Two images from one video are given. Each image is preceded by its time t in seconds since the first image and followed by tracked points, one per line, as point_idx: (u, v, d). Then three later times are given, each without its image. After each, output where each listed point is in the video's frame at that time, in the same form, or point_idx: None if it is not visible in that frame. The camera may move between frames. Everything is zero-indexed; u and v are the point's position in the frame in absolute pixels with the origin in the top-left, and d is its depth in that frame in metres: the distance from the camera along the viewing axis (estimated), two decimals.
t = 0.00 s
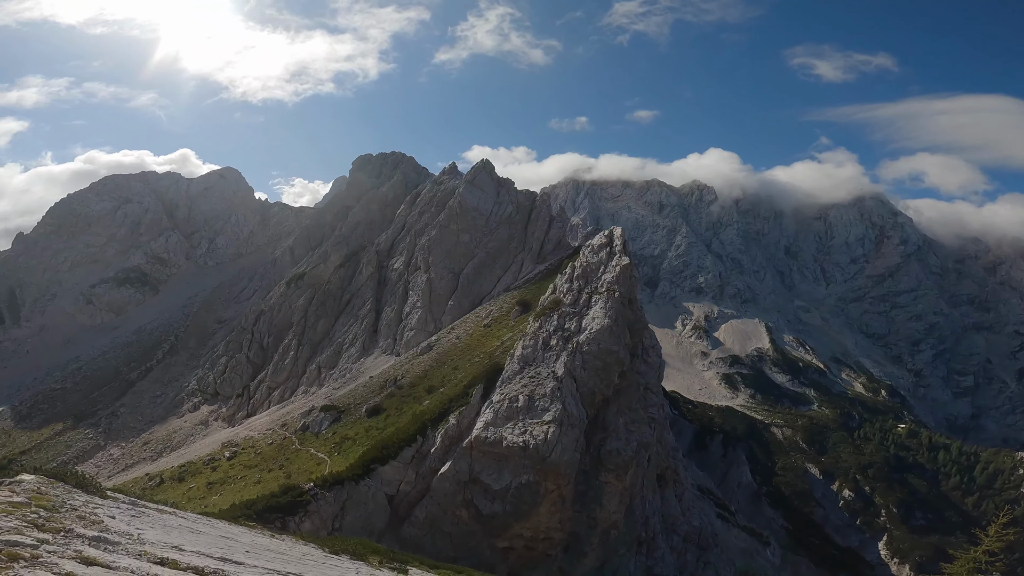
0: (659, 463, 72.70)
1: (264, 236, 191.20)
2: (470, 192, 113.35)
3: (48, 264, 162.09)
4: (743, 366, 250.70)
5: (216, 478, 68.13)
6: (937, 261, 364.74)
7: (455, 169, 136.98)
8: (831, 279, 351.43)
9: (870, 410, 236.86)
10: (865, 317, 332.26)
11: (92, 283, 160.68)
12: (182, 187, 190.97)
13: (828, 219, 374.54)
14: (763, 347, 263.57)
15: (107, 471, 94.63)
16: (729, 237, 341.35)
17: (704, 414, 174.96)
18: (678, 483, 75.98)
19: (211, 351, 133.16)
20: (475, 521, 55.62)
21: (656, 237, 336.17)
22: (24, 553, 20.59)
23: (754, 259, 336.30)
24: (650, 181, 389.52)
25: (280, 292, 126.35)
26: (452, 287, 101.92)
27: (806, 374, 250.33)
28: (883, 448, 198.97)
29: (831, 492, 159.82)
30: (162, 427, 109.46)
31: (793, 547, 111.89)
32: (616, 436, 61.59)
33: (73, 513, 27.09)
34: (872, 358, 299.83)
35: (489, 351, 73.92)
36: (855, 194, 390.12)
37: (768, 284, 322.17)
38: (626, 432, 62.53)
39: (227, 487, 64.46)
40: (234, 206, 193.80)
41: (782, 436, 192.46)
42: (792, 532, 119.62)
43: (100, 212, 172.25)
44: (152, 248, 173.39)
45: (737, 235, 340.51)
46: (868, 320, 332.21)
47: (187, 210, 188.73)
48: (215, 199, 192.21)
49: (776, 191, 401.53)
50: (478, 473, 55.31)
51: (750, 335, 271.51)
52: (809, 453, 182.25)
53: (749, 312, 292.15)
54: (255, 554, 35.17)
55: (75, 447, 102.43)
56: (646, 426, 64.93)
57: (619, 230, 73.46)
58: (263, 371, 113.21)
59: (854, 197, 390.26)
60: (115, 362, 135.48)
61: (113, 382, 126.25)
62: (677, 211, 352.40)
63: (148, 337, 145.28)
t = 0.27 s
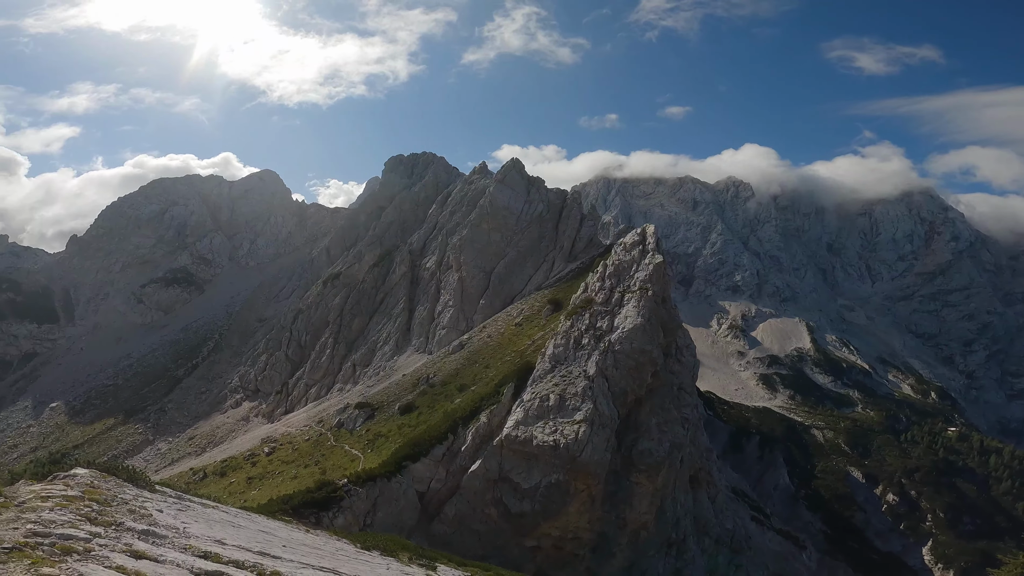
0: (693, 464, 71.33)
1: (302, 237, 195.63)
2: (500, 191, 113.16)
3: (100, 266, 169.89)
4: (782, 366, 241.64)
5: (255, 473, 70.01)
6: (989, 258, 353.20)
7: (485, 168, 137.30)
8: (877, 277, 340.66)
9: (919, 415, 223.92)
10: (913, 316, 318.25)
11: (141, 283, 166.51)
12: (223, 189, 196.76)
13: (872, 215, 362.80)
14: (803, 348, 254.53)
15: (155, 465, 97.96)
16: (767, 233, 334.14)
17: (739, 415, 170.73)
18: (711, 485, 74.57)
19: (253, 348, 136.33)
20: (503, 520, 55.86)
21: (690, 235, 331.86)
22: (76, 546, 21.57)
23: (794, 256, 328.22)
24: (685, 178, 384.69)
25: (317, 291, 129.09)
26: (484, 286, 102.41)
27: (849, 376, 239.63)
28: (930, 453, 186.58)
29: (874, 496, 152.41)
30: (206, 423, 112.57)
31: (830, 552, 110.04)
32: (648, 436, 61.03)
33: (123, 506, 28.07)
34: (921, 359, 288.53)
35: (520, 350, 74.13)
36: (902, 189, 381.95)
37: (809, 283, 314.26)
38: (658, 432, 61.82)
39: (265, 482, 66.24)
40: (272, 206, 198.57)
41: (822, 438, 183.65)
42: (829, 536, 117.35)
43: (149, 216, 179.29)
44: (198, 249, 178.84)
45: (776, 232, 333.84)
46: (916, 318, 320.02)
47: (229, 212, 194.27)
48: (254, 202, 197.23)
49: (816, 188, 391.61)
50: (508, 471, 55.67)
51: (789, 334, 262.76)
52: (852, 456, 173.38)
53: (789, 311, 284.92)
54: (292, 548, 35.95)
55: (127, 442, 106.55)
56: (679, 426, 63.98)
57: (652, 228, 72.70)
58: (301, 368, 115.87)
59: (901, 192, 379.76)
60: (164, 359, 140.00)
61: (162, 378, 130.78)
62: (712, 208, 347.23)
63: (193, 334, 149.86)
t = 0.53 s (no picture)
0: (726, 466, 69.74)
1: (336, 237, 196.89)
2: (530, 189, 112.25)
3: (148, 266, 176.64)
4: (823, 368, 233.60)
5: (291, 469, 71.68)
6: None
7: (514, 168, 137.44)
8: (925, 275, 328.87)
9: (970, 417, 211.94)
10: (964, 315, 306.80)
11: (187, 283, 172.50)
12: (261, 191, 201.47)
13: (919, 210, 355.44)
14: (846, 347, 247.50)
15: (198, 460, 101.01)
16: (807, 230, 327.86)
17: (775, 416, 166.33)
18: (745, 487, 72.83)
19: (290, 345, 138.73)
20: (531, 519, 55.72)
21: (725, 233, 326.93)
22: (125, 539, 22.18)
23: (835, 254, 322.47)
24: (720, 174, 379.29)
25: (351, 290, 131.32)
26: (514, 284, 102.53)
27: (895, 377, 230.81)
28: (980, 456, 175.07)
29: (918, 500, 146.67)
30: (246, 419, 115.46)
31: (870, 557, 106.36)
32: (680, 437, 60.45)
33: (168, 499, 28.87)
34: (970, 359, 278.43)
35: (550, 349, 74.08)
36: (951, 183, 370.37)
37: (852, 281, 305.67)
38: (691, 433, 61.17)
39: (300, 478, 67.60)
40: (308, 206, 201.58)
41: (864, 441, 176.90)
42: (870, 541, 113.36)
43: (192, 218, 185.61)
44: (238, 250, 183.80)
45: (816, 229, 326.29)
46: (966, 318, 305.48)
47: (266, 213, 198.55)
48: (290, 203, 200.65)
49: (855, 185, 381.56)
50: (537, 470, 55.67)
51: (830, 335, 255.09)
52: (896, 460, 166.07)
53: (829, 310, 277.37)
54: (325, 544, 36.36)
55: (172, 437, 110.20)
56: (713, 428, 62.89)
57: (685, 225, 71.86)
58: (336, 365, 117.94)
59: (950, 186, 369.15)
60: (207, 356, 144.17)
61: (205, 375, 134.85)
62: (748, 204, 341.37)
63: (234, 333, 153.83)
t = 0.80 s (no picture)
0: (760, 467, 67.57)
1: (368, 237, 198.68)
2: (557, 188, 112.83)
3: (190, 267, 182.27)
4: (865, 368, 226.66)
5: (323, 465, 73.16)
6: None
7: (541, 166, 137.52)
8: (973, 272, 316.54)
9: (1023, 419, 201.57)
10: (1012, 314, 284.28)
11: (227, 283, 177.26)
12: (297, 194, 206.62)
13: (966, 205, 347.76)
14: (889, 347, 240.25)
15: (236, 456, 103.77)
16: (846, 226, 321.00)
17: (814, 417, 161.62)
18: (780, 489, 70.52)
19: (324, 344, 141.02)
20: (557, 519, 55.50)
21: (760, 230, 321.58)
22: (169, 533, 22.01)
23: (878, 251, 314.59)
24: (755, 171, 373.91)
25: (382, 289, 133.13)
26: (543, 283, 102.46)
27: (942, 378, 223.59)
28: None
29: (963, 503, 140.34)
30: (282, 416, 117.94)
31: (911, 561, 100.72)
32: (711, 438, 59.70)
33: (210, 495, 29.23)
34: None
35: (579, 348, 73.85)
36: (997, 180, 365.97)
37: (895, 279, 296.88)
38: (723, 434, 60.21)
39: (331, 475, 68.79)
40: (341, 208, 204.55)
41: (909, 444, 171.88)
42: (912, 546, 108.50)
43: (230, 219, 192.90)
44: (275, 251, 188.22)
45: (856, 225, 319.55)
46: (1016, 319, 283.48)
47: (301, 214, 203.50)
48: (323, 205, 204.82)
49: (895, 183, 371.21)
50: (565, 470, 55.58)
51: (873, 334, 247.25)
52: (942, 463, 160.65)
53: (871, 308, 269.82)
54: (355, 540, 36.97)
55: (211, 433, 113.81)
56: (747, 429, 61.49)
57: (717, 223, 70.86)
58: (367, 364, 119.64)
59: (996, 182, 363.83)
60: (245, 355, 147.81)
61: (243, 372, 138.48)
62: (784, 201, 335.31)
63: (270, 332, 157.32)
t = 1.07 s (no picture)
0: (797, 469, 63.77)
1: (399, 237, 199.79)
2: (587, 185, 112.37)
3: (232, 268, 187.76)
4: (911, 368, 218.42)
5: (356, 463, 74.39)
6: None
7: (571, 165, 137.40)
8: None
9: None
10: None
11: (266, 283, 181.67)
12: (330, 195, 208.83)
13: (1018, 199, 335.72)
14: (938, 347, 232.31)
15: (274, 452, 106.35)
16: (891, 222, 309.59)
17: (857, 420, 155.55)
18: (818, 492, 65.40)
19: (358, 343, 143.14)
20: (586, 519, 55.25)
21: (799, 226, 314.47)
22: (213, 528, 22.06)
23: (926, 246, 303.19)
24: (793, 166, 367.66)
25: (414, 288, 134.62)
26: (574, 282, 102.15)
27: (995, 379, 215.73)
28: None
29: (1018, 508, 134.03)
30: (317, 413, 120.11)
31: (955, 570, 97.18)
32: (746, 439, 58.88)
33: (250, 490, 29.67)
34: None
35: (610, 347, 73.33)
36: None
37: (944, 276, 286.99)
38: (759, 434, 59.44)
39: (363, 472, 69.94)
40: (372, 207, 206.13)
41: (957, 447, 164.25)
42: (958, 551, 104.45)
43: (267, 221, 197.74)
44: (311, 251, 192.20)
45: (902, 221, 307.71)
46: None
47: (335, 215, 205.59)
48: (356, 205, 205.99)
49: (940, 177, 358.66)
50: (594, 469, 54.80)
51: (921, 334, 239.91)
52: (992, 467, 153.25)
53: (918, 307, 261.26)
54: (388, 536, 37.54)
55: (251, 429, 117.11)
56: (784, 429, 60.59)
57: (753, 218, 68.74)
58: (399, 362, 121.10)
59: None
60: (282, 353, 151.17)
61: (281, 370, 141.92)
62: (823, 196, 328.54)
63: (307, 331, 160.52)
